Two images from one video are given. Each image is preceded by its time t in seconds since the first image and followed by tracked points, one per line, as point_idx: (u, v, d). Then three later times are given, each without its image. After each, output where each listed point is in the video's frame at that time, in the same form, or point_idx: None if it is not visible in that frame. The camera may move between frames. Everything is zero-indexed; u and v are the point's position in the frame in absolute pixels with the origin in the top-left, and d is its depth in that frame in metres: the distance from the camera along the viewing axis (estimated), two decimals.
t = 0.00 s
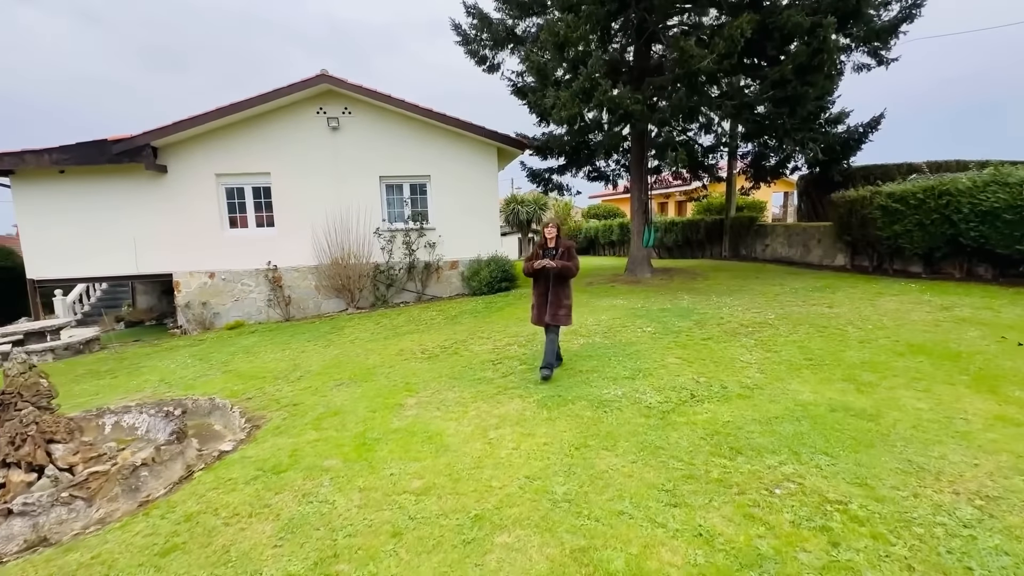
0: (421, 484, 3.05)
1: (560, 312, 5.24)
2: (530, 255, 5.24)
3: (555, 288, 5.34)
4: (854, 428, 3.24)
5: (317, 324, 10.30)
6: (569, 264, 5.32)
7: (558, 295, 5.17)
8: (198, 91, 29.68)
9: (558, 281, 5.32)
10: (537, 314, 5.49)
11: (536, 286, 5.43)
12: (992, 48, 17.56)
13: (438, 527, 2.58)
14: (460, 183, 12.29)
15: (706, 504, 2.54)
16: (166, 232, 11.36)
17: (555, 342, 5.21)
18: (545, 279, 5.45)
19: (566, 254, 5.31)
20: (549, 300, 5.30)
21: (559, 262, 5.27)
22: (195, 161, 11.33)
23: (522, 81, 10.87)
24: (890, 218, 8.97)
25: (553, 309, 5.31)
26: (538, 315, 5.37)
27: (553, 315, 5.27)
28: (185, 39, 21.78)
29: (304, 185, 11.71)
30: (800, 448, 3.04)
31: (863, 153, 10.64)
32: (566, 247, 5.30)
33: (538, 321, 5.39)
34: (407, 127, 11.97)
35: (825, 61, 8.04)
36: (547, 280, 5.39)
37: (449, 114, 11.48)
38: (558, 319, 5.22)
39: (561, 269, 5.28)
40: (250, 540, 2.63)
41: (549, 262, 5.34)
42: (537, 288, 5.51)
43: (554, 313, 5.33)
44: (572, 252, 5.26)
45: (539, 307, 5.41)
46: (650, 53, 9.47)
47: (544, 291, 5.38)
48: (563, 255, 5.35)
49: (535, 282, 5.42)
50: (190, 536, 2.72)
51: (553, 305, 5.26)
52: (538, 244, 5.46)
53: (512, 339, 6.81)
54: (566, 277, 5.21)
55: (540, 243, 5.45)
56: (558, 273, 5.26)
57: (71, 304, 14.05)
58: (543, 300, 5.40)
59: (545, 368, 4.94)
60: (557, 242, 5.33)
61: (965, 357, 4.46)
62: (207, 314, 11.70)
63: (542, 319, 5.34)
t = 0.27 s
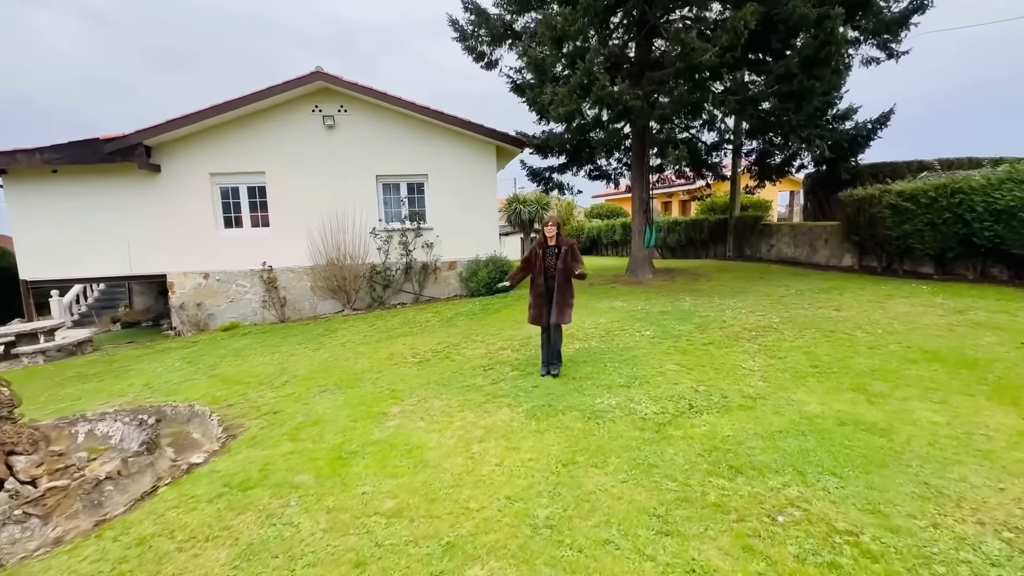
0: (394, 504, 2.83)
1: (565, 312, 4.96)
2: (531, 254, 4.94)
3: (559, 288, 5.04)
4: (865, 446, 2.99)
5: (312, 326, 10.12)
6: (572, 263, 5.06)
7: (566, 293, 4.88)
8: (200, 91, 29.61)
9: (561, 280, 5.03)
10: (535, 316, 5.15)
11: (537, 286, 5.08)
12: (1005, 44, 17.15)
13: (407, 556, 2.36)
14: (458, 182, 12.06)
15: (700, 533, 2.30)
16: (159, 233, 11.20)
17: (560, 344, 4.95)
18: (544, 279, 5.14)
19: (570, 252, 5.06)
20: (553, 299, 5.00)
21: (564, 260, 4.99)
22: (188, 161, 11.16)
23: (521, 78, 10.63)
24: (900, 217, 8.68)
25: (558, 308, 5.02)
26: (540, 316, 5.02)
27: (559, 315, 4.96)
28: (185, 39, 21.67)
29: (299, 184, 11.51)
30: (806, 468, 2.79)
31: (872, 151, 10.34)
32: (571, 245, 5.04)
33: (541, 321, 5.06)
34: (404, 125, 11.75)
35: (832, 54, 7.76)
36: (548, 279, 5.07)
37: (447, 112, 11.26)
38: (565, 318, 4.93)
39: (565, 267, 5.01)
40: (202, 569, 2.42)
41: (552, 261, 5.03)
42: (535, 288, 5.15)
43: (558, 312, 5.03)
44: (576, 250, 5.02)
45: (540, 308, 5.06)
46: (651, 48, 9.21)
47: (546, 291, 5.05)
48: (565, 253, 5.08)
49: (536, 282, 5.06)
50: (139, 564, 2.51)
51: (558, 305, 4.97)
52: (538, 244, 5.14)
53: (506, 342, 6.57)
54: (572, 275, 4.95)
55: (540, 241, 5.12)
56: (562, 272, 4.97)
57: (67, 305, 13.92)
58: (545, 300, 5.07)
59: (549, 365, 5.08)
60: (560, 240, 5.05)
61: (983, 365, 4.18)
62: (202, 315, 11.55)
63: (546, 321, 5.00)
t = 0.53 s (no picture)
0: (359, 532, 2.63)
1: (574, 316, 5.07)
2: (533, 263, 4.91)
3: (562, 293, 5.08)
4: (869, 468, 2.77)
5: (302, 329, 9.92)
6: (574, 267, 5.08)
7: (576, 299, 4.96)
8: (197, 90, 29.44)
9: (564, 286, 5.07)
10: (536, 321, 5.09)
11: (540, 291, 5.02)
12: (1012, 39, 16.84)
13: None
14: (452, 182, 11.84)
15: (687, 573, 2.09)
16: (148, 234, 11.01)
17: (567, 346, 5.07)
18: (544, 283, 5.10)
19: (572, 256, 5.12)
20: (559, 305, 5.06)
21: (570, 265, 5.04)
22: (177, 161, 10.96)
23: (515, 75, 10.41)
24: (904, 217, 8.44)
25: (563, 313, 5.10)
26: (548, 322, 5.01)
27: (568, 320, 5.04)
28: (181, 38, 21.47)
29: (290, 185, 11.31)
30: (805, 493, 2.57)
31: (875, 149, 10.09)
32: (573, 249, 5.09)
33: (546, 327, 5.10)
34: (398, 124, 11.54)
35: (834, 49, 7.52)
36: (551, 284, 5.06)
37: (441, 111, 11.05)
38: (572, 323, 5.05)
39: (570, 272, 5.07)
40: None
41: (555, 266, 5.01)
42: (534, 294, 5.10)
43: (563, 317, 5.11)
44: (577, 255, 5.07)
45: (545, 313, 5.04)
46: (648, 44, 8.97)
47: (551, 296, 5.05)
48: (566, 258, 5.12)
49: (540, 288, 5.00)
50: None
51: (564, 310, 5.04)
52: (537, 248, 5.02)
53: (496, 348, 6.35)
54: (578, 279, 5.07)
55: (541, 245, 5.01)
56: (568, 278, 5.01)
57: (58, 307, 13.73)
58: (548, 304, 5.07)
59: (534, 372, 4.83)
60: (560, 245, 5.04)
61: (994, 376, 3.95)
62: (192, 318, 11.36)
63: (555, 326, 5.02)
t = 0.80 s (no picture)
0: (311, 559, 2.39)
1: (576, 313, 4.96)
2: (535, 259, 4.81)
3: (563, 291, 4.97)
4: (873, 488, 2.52)
5: (290, 331, 9.69)
6: (574, 265, 4.97)
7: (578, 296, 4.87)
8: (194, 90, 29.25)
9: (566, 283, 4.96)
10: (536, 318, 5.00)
11: (540, 288, 4.92)
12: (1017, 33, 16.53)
13: None
14: (444, 180, 11.59)
15: None
16: (134, 234, 10.78)
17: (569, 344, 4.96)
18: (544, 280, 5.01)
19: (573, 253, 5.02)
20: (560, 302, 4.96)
21: (571, 263, 4.93)
22: (163, 159, 10.73)
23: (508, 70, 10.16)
24: (907, 215, 8.19)
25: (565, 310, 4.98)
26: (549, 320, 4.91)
27: (570, 318, 4.93)
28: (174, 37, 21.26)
29: (279, 183, 11.07)
30: (803, 517, 2.33)
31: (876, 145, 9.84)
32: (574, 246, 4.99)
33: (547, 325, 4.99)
34: (389, 121, 11.29)
35: (835, 40, 7.26)
36: (551, 281, 4.96)
37: (432, 107, 10.81)
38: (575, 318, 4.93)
39: (571, 269, 4.97)
40: None
41: (556, 263, 4.92)
42: (535, 292, 5.00)
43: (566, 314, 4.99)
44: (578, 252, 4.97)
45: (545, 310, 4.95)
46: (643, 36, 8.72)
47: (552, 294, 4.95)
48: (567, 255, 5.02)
49: (540, 285, 4.91)
50: None
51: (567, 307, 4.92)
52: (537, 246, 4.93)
53: (483, 351, 6.09)
54: (580, 277, 4.97)
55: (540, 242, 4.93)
56: (569, 276, 4.92)
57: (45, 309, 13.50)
58: (549, 301, 4.97)
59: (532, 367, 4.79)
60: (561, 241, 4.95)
61: (1006, 382, 3.70)
62: (179, 319, 11.13)
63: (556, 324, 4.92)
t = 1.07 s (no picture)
0: None
1: (561, 314, 4.67)
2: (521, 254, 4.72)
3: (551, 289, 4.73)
4: (874, 521, 2.27)
5: (274, 335, 9.44)
6: (566, 263, 4.70)
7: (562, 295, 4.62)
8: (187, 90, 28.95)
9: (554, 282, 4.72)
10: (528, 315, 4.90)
11: (530, 285, 4.82)
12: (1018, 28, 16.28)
13: None
14: (434, 180, 11.33)
15: None
16: (116, 236, 10.52)
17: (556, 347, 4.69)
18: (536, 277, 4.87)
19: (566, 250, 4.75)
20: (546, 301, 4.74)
21: (560, 260, 4.70)
22: (145, 159, 10.46)
23: (497, 67, 9.90)
24: (907, 214, 7.94)
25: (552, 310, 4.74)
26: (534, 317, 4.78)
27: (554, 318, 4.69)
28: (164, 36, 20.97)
29: (265, 183, 10.80)
30: (796, 557, 2.09)
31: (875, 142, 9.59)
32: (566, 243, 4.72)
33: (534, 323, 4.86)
34: (376, 119, 11.03)
35: (833, 32, 7.01)
36: (540, 278, 4.81)
37: (421, 105, 10.55)
38: (558, 320, 4.65)
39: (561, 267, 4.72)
40: None
41: (545, 259, 4.73)
42: (526, 288, 4.90)
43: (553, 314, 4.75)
44: (570, 250, 4.68)
45: (534, 308, 4.82)
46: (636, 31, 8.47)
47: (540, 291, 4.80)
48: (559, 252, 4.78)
49: (530, 281, 4.81)
50: None
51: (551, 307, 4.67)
52: (531, 241, 4.82)
53: (467, 359, 5.84)
54: (567, 276, 4.67)
55: (535, 237, 4.82)
56: (555, 274, 4.68)
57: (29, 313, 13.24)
58: (537, 299, 4.83)
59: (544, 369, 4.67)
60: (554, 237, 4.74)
61: (1016, 395, 3.45)
62: (163, 323, 10.88)
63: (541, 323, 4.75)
